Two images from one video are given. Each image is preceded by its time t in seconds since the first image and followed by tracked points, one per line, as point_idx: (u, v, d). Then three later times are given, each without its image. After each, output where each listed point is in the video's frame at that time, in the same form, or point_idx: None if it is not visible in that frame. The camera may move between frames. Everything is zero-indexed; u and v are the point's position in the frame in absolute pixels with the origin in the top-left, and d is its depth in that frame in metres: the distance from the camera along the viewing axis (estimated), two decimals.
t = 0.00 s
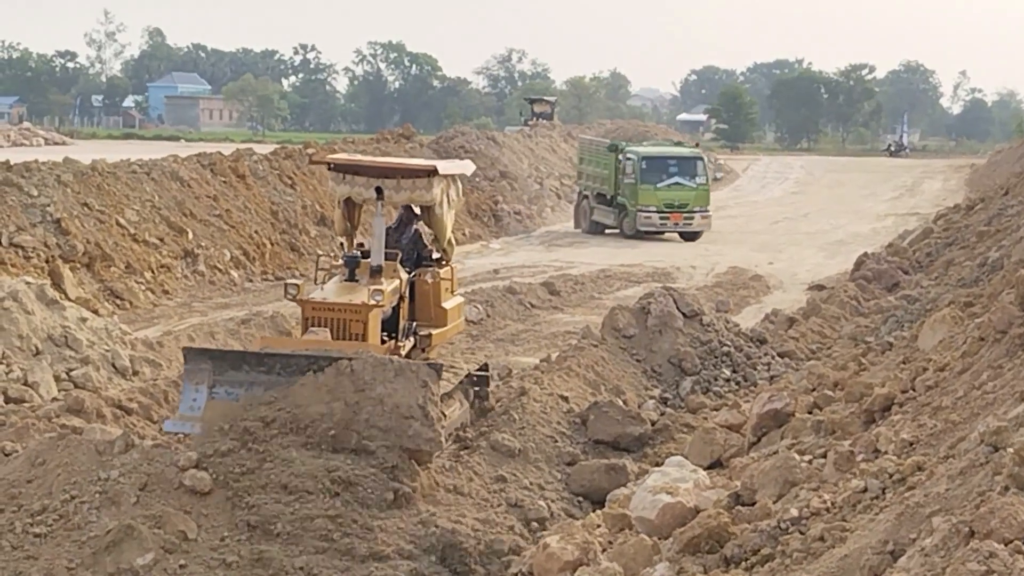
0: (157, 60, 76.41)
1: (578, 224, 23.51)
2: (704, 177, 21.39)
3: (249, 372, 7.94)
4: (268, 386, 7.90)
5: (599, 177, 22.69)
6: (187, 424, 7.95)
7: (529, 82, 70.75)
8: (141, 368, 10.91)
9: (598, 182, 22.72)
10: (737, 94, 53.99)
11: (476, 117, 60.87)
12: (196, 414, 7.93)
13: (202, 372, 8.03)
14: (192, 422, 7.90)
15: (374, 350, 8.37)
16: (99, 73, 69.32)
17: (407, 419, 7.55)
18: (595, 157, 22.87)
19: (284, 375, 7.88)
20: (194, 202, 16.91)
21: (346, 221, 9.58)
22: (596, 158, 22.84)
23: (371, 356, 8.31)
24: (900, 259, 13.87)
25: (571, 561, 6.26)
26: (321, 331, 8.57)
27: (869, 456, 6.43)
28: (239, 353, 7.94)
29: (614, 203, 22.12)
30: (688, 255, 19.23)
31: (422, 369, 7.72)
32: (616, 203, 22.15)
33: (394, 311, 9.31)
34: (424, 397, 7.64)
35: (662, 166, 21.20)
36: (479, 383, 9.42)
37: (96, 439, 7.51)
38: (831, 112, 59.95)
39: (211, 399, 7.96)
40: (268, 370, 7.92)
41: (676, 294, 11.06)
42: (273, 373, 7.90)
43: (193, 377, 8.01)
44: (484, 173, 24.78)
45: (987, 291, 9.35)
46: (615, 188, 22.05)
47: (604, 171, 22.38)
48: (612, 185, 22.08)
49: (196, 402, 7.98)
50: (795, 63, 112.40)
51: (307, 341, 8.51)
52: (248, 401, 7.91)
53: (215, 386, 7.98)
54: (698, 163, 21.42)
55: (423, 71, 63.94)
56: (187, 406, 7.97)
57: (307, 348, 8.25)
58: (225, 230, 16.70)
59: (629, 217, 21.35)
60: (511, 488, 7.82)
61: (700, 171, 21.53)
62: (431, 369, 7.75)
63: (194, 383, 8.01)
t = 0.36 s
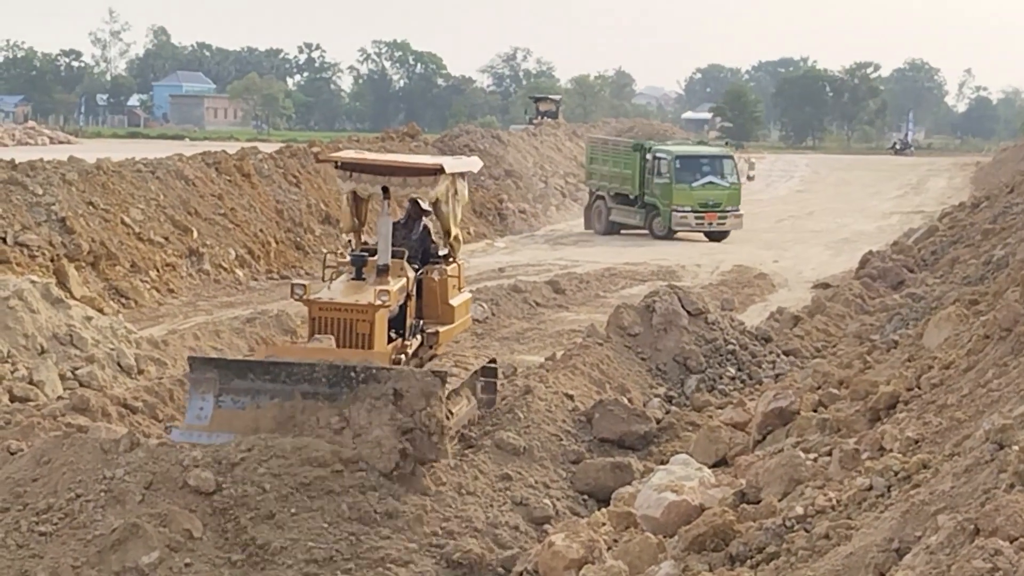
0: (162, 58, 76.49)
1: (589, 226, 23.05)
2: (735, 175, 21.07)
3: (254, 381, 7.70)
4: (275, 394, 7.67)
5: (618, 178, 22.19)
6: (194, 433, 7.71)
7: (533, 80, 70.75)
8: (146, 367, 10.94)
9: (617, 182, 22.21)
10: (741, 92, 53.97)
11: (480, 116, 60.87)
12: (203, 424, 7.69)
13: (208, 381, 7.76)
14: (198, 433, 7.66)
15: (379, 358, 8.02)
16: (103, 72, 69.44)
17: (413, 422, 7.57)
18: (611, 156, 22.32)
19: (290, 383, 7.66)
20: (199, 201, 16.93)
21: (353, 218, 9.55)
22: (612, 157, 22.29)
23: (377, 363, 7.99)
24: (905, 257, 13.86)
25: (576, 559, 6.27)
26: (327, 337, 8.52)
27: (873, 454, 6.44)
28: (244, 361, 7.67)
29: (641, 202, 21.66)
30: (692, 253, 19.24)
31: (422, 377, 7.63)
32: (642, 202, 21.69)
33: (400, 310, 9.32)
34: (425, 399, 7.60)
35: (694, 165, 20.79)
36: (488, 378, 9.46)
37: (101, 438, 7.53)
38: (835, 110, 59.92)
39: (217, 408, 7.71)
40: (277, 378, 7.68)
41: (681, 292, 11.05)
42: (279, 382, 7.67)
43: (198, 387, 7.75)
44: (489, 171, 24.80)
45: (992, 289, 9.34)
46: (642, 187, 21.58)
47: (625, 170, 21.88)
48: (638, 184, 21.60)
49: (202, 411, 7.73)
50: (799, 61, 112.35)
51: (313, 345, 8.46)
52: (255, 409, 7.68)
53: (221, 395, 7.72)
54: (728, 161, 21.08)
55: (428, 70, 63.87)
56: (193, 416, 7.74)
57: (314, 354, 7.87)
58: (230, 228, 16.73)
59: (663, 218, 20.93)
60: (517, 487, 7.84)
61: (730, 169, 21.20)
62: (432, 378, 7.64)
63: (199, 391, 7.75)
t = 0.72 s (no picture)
0: (167, 57, 76.56)
1: (605, 225, 22.78)
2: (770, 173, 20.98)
3: (272, 377, 7.99)
4: (292, 390, 7.97)
5: (640, 176, 21.90)
6: (214, 429, 7.97)
7: (538, 78, 70.71)
8: (152, 364, 10.95)
9: (640, 180, 21.90)
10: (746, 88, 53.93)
11: (485, 113, 60.84)
12: (222, 419, 7.97)
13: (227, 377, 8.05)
14: (218, 428, 7.93)
15: (392, 354, 8.39)
16: (108, 70, 69.51)
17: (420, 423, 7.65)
18: (633, 154, 21.98)
19: (308, 379, 7.95)
20: (205, 199, 16.95)
21: (366, 211, 9.60)
22: (634, 155, 21.95)
23: (391, 360, 8.33)
24: (911, 253, 13.84)
25: (582, 555, 6.27)
26: (343, 333, 8.58)
27: (879, 450, 6.44)
28: (262, 359, 7.96)
29: (672, 201, 21.37)
30: (697, 250, 19.23)
31: (437, 372, 7.95)
32: (673, 201, 21.40)
33: (414, 302, 9.37)
34: (441, 392, 7.94)
35: (733, 163, 20.60)
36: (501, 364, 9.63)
37: (108, 436, 7.55)
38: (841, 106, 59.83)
39: (237, 404, 8.01)
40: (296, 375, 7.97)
41: (687, 289, 11.06)
42: (296, 378, 7.96)
43: (218, 383, 8.04)
44: (495, 168, 24.81)
45: (998, 285, 9.33)
46: (673, 185, 21.29)
47: (652, 169, 21.57)
48: (669, 183, 21.30)
49: (221, 406, 8.02)
50: (805, 58, 112.16)
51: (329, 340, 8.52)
52: (274, 405, 7.98)
53: (240, 390, 8.01)
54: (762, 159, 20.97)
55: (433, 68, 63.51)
56: (213, 411, 8.02)
57: (332, 351, 8.27)
58: (235, 226, 16.74)
59: (702, 217, 20.70)
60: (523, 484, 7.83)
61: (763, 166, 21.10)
62: (446, 373, 7.96)
63: (219, 388, 8.04)
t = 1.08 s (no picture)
0: (171, 53, 76.54)
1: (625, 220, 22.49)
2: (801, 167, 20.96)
3: (290, 356, 8.31)
4: (310, 368, 8.29)
5: (666, 169, 21.52)
6: (233, 405, 8.29)
7: (541, 73, 70.62)
8: (157, 360, 10.96)
9: (665, 174, 21.54)
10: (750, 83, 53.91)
11: (489, 109, 60.77)
12: (242, 396, 8.29)
13: (246, 355, 8.36)
14: (237, 405, 8.25)
15: (409, 332, 8.44)
16: (112, 66, 69.46)
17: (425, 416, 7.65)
18: (656, 149, 21.63)
19: (325, 357, 8.28)
20: (209, 195, 16.96)
21: (380, 203, 9.62)
22: (657, 149, 21.60)
23: (408, 339, 8.37)
24: (916, 247, 13.82)
25: (587, 549, 6.28)
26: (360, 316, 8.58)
27: (885, 443, 6.43)
28: (280, 338, 8.27)
29: (703, 197, 21.08)
30: (701, 244, 19.22)
31: (452, 350, 8.32)
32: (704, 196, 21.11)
33: (428, 292, 9.40)
34: (457, 370, 8.31)
35: (772, 158, 20.47)
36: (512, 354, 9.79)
37: (113, 432, 7.56)
38: (845, 101, 59.71)
39: (256, 381, 8.33)
40: (312, 354, 8.29)
41: (691, 284, 11.05)
42: (313, 356, 8.28)
43: (238, 360, 8.34)
44: (499, 163, 24.79)
45: (1003, 278, 9.31)
46: (705, 181, 21.03)
47: (679, 163, 21.23)
48: (700, 178, 21.02)
49: (240, 384, 8.32)
50: (809, 53, 111.92)
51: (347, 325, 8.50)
52: (292, 382, 8.31)
53: (259, 368, 8.33)
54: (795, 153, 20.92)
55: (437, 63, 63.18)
56: (232, 388, 8.31)
57: (354, 330, 8.42)
58: (240, 223, 16.74)
59: (741, 211, 20.50)
60: (528, 478, 7.84)
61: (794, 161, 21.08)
62: (461, 351, 8.36)
63: (238, 365, 8.34)
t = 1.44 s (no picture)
0: (168, 52, 76.53)
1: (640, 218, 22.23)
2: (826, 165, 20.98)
3: (299, 362, 8.42)
4: (319, 373, 8.41)
5: (685, 167, 21.28)
6: (244, 412, 8.40)
7: (538, 71, 70.62)
8: (156, 359, 10.96)
9: (687, 172, 21.28)
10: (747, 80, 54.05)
11: (486, 108, 60.78)
12: (252, 403, 8.40)
13: (256, 363, 8.47)
14: (248, 412, 8.36)
15: (415, 337, 8.48)
16: (108, 66, 69.43)
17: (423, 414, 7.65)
18: (676, 146, 21.35)
19: (334, 363, 8.39)
20: (206, 194, 16.95)
21: (385, 198, 9.61)
22: (677, 146, 21.33)
23: (414, 344, 8.44)
24: (913, 244, 13.83)
25: (586, 546, 6.29)
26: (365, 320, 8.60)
27: (883, 440, 6.43)
28: (289, 344, 8.37)
29: (728, 194, 20.91)
30: (698, 242, 19.23)
31: (458, 355, 8.37)
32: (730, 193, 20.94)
33: (433, 286, 9.39)
34: (464, 376, 8.38)
35: (803, 154, 20.42)
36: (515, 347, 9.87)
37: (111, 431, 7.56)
38: (842, 97, 59.85)
39: (266, 388, 8.44)
40: (321, 359, 8.40)
41: (689, 281, 11.05)
42: (322, 362, 8.39)
43: (248, 368, 8.45)
44: (496, 161, 24.79)
45: (1000, 274, 9.32)
46: (731, 177, 20.87)
47: (700, 160, 21.02)
48: (725, 175, 20.86)
49: (251, 390, 8.43)
50: (804, 50, 111.95)
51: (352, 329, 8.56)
52: (301, 388, 8.42)
53: (269, 375, 8.43)
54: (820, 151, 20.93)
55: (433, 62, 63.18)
56: (243, 395, 8.42)
57: (358, 336, 8.45)
58: (237, 222, 16.74)
59: (772, 208, 20.42)
60: (526, 477, 7.84)
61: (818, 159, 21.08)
62: (467, 356, 8.39)
63: (248, 372, 8.45)
